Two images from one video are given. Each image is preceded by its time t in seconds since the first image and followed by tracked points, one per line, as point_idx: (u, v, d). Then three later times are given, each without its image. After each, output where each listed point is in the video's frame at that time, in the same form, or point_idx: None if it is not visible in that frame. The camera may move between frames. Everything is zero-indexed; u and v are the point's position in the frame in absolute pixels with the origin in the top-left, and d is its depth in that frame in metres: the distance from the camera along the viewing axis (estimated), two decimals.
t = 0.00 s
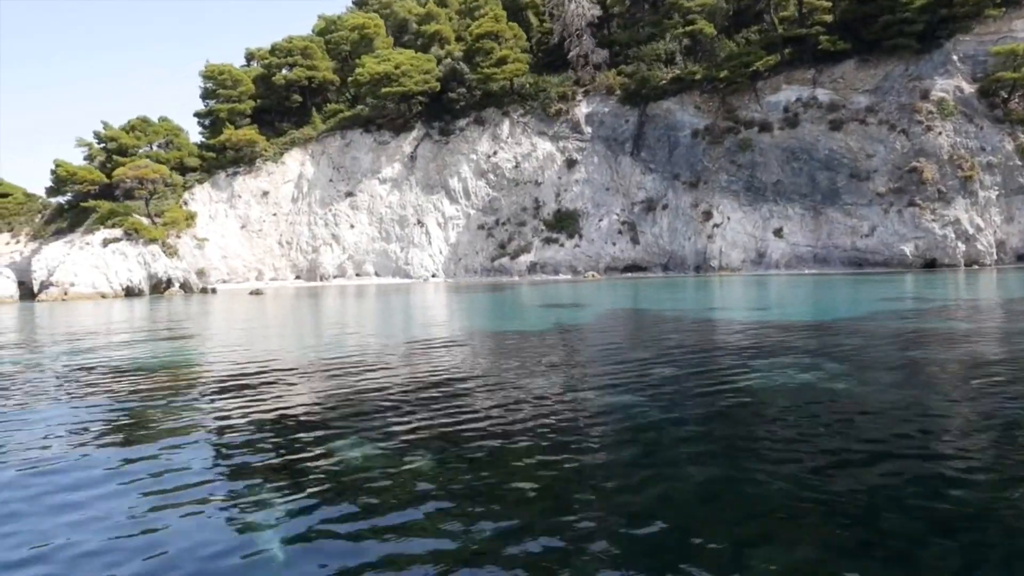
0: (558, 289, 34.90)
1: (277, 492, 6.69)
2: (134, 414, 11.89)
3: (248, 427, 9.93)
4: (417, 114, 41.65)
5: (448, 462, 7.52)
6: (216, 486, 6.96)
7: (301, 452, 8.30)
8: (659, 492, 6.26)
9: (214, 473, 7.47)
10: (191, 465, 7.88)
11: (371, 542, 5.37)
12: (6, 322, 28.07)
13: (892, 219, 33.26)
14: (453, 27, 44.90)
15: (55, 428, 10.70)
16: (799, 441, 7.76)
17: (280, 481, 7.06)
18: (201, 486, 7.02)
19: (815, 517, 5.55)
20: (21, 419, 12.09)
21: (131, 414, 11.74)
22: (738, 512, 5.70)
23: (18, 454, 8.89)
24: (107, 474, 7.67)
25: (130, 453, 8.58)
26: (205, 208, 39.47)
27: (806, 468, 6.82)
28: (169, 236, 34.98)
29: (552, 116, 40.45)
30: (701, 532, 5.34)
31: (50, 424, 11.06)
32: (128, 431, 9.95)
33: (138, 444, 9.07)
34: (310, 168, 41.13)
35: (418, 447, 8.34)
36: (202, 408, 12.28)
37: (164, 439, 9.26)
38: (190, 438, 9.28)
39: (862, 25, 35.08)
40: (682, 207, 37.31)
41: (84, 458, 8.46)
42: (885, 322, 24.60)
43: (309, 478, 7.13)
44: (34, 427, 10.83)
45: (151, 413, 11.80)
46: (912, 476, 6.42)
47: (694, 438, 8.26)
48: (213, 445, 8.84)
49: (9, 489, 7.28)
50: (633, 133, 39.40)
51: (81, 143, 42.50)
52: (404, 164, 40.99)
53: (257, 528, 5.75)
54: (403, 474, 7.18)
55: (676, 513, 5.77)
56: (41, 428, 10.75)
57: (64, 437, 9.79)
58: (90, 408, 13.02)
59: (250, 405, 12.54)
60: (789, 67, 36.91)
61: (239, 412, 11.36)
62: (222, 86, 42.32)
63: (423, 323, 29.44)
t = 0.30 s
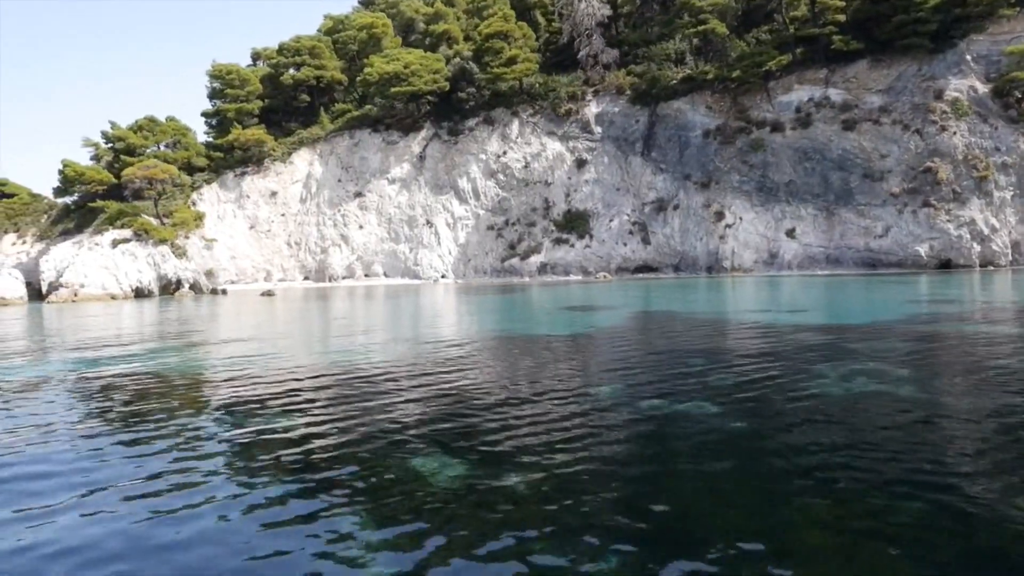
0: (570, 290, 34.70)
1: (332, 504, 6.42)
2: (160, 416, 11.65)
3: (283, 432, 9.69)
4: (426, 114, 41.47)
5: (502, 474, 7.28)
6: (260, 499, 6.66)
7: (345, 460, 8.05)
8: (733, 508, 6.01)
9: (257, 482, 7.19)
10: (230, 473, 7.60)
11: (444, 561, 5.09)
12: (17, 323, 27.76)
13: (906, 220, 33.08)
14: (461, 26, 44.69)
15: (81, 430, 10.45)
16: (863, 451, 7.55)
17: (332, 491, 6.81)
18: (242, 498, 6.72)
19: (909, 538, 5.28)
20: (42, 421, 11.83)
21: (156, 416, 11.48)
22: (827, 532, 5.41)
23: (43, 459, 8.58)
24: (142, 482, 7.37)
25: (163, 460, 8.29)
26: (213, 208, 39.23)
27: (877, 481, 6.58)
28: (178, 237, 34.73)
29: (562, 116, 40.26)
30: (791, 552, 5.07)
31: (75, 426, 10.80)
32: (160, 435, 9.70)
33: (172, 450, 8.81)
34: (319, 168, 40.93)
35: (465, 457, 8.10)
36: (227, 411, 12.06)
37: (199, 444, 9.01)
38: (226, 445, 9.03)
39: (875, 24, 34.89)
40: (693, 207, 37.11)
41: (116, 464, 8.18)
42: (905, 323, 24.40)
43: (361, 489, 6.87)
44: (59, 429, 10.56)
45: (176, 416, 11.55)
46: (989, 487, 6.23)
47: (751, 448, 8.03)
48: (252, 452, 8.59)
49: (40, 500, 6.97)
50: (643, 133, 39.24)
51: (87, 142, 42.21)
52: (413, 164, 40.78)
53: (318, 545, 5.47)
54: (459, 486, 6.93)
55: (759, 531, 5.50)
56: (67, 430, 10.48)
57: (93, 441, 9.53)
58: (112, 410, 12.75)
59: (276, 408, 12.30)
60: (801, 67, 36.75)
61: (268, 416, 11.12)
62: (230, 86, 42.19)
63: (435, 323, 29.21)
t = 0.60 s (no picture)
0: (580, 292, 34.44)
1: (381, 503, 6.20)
2: (182, 415, 11.43)
3: (315, 431, 9.48)
4: (434, 114, 41.32)
5: (552, 467, 7.06)
6: (300, 498, 6.42)
7: (384, 459, 7.84)
8: (798, 502, 5.82)
9: (296, 482, 6.96)
10: (266, 473, 7.37)
11: (510, 562, 4.87)
12: (26, 324, 27.57)
13: (919, 220, 32.91)
14: (468, 26, 44.53)
15: (104, 428, 10.22)
16: (921, 445, 7.35)
17: (380, 489, 6.60)
18: (284, 495, 6.53)
19: (994, 536, 5.04)
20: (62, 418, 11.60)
21: (179, 415, 11.26)
22: (906, 532, 5.17)
23: (67, 458, 8.34)
24: (172, 482, 7.13)
25: (192, 459, 8.05)
26: (220, 208, 39.08)
27: (940, 475, 6.39)
28: (186, 238, 34.54)
29: (570, 116, 40.10)
30: (873, 554, 4.81)
31: (98, 424, 10.58)
32: (189, 433, 9.48)
33: (203, 449, 8.58)
34: (326, 168, 40.76)
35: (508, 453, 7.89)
36: (252, 410, 11.87)
37: (229, 444, 8.79)
38: (258, 444, 8.81)
39: (887, 24, 34.75)
40: (703, 208, 36.94)
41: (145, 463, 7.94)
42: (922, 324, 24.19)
43: (408, 487, 6.66)
44: (82, 427, 10.34)
45: (200, 415, 11.34)
46: None
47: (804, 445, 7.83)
48: (287, 450, 8.37)
49: (67, 499, 6.72)
50: (652, 133, 39.10)
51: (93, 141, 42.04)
52: (421, 164, 40.60)
53: (372, 546, 5.24)
54: (510, 480, 6.72)
55: (834, 531, 5.25)
56: (90, 427, 10.26)
57: (117, 440, 9.29)
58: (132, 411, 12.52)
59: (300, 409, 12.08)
60: (812, 67, 36.61)
61: (293, 415, 10.91)
62: (237, 86, 41.91)
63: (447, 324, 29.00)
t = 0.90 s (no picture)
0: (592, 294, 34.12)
1: (443, 519, 6.03)
2: (210, 421, 11.23)
3: (353, 437, 9.30)
4: (443, 114, 41.13)
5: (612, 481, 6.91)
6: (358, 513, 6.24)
7: (434, 468, 7.68)
8: (880, 526, 5.67)
9: (350, 493, 6.81)
10: (316, 483, 7.20)
11: None
12: (37, 327, 27.30)
13: (933, 222, 32.76)
14: (476, 26, 44.32)
15: (134, 435, 10.02)
16: (990, 462, 7.19)
17: (441, 505, 6.43)
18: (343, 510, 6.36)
19: None
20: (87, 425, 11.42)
21: (208, 421, 11.07)
22: (1006, 557, 5.03)
23: (102, 468, 8.13)
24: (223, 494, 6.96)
25: (234, 469, 7.87)
26: (229, 209, 38.87)
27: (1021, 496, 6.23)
28: (196, 240, 34.31)
29: (580, 117, 39.92)
30: None
31: (127, 431, 10.39)
32: (224, 441, 9.29)
33: (244, 457, 8.41)
34: (334, 169, 40.56)
35: (560, 461, 7.74)
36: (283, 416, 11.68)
37: (270, 453, 8.61)
38: (299, 451, 8.63)
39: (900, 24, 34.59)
40: (715, 209, 36.76)
41: (188, 471, 7.77)
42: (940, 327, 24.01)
43: (469, 500, 6.50)
44: (112, 434, 10.15)
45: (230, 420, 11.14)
46: None
47: (864, 456, 7.68)
48: (331, 458, 8.20)
49: (113, 515, 6.52)
50: (662, 134, 38.93)
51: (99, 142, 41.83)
52: (430, 165, 40.39)
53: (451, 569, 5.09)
54: (573, 494, 6.58)
55: (927, 556, 5.11)
56: (119, 435, 10.05)
57: (151, 447, 9.09)
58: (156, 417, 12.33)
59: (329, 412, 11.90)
60: (824, 68, 36.44)
61: (326, 419, 10.74)
62: (244, 86, 41.70)
63: (460, 326, 28.76)
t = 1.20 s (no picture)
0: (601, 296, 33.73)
1: (495, 539, 5.88)
2: (230, 430, 11.03)
3: (382, 448, 9.12)
4: (451, 114, 40.98)
5: (655, 500, 6.74)
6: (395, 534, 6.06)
7: (470, 483, 7.50)
8: (948, 554, 5.49)
9: (385, 510, 6.64)
10: (347, 500, 7.02)
11: None
12: (47, 328, 27.08)
13: (945, 223, 32.50)
14: (484, 26, 44.16)
15: (152, 446, 9.82)
16: None
17: (489, 521, 6.28)
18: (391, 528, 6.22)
19: None
20: (104, 433, 11.23)
21: (228, 430, 10.87)
22: None
23: (123, 486, 7.92)
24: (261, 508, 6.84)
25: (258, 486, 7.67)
26: (236, 210, 38.71)
27: None
28: (204, 241, 34.11)
29: (589, 117, 39.79)
30: None
31: (145, 441, 10.19)
32: (249, 452, 9.11)
33: (272, 471, 8.23)
34: (342, 170, 40.40)
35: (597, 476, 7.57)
36: (312, 421, 11.55)
37: (305, 463, 8.46)
38: (329, 464, 8.46)
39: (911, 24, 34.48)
40: (725, 209, 36.60)
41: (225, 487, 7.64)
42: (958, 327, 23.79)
43: (512, 519, 6.33)
44: (131, 445, 9.95)
45: (250, 429, 10.94)
46: None
47: (918, 471, 7.48)
48: (364, 472, 8.02)
49: (156, 531, 6.39)
50: (672, 134, 38.80)
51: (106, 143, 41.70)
52: (438, 165, 40.21)
53: None
54: (619, 514, 6.40)
55: None
56: (137, 447, 9.85)
57: (170, 461, 8.88)
58: (175, 423, 12.14)
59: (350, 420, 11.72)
60: (835, 68, 36.31)
61: (349, 429, 10.56)
62: (252, 86, 41.56)
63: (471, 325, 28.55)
